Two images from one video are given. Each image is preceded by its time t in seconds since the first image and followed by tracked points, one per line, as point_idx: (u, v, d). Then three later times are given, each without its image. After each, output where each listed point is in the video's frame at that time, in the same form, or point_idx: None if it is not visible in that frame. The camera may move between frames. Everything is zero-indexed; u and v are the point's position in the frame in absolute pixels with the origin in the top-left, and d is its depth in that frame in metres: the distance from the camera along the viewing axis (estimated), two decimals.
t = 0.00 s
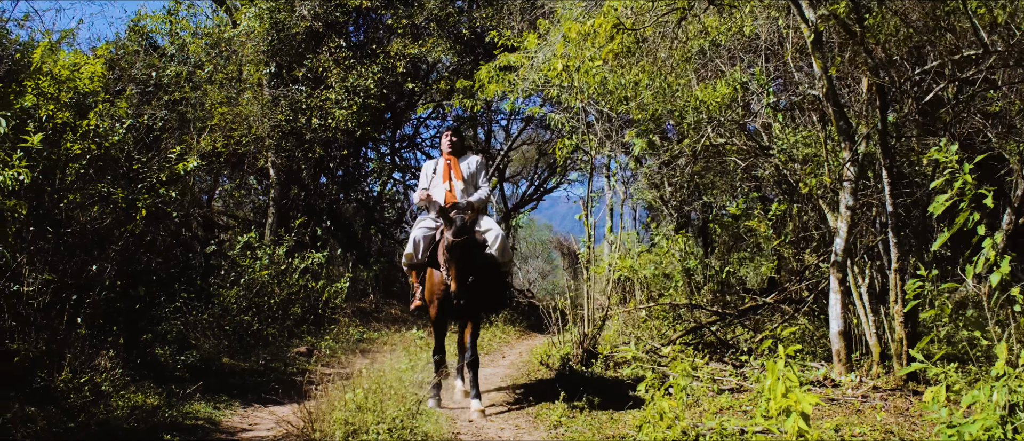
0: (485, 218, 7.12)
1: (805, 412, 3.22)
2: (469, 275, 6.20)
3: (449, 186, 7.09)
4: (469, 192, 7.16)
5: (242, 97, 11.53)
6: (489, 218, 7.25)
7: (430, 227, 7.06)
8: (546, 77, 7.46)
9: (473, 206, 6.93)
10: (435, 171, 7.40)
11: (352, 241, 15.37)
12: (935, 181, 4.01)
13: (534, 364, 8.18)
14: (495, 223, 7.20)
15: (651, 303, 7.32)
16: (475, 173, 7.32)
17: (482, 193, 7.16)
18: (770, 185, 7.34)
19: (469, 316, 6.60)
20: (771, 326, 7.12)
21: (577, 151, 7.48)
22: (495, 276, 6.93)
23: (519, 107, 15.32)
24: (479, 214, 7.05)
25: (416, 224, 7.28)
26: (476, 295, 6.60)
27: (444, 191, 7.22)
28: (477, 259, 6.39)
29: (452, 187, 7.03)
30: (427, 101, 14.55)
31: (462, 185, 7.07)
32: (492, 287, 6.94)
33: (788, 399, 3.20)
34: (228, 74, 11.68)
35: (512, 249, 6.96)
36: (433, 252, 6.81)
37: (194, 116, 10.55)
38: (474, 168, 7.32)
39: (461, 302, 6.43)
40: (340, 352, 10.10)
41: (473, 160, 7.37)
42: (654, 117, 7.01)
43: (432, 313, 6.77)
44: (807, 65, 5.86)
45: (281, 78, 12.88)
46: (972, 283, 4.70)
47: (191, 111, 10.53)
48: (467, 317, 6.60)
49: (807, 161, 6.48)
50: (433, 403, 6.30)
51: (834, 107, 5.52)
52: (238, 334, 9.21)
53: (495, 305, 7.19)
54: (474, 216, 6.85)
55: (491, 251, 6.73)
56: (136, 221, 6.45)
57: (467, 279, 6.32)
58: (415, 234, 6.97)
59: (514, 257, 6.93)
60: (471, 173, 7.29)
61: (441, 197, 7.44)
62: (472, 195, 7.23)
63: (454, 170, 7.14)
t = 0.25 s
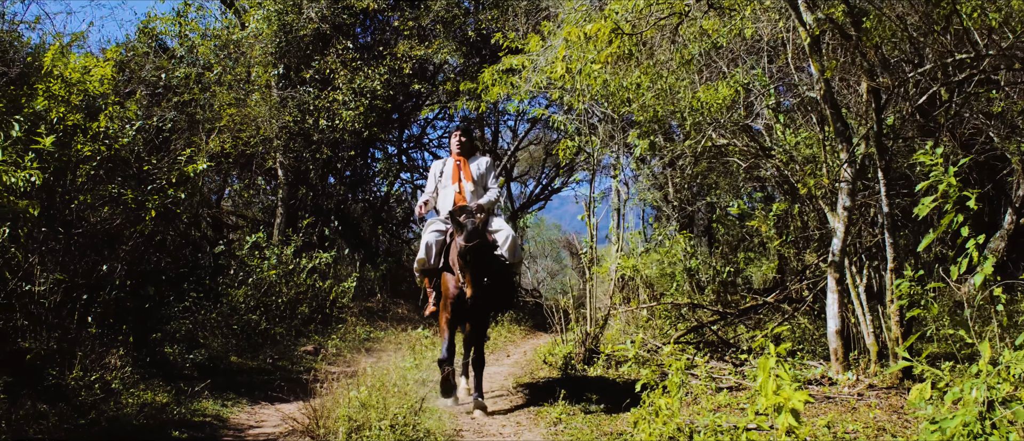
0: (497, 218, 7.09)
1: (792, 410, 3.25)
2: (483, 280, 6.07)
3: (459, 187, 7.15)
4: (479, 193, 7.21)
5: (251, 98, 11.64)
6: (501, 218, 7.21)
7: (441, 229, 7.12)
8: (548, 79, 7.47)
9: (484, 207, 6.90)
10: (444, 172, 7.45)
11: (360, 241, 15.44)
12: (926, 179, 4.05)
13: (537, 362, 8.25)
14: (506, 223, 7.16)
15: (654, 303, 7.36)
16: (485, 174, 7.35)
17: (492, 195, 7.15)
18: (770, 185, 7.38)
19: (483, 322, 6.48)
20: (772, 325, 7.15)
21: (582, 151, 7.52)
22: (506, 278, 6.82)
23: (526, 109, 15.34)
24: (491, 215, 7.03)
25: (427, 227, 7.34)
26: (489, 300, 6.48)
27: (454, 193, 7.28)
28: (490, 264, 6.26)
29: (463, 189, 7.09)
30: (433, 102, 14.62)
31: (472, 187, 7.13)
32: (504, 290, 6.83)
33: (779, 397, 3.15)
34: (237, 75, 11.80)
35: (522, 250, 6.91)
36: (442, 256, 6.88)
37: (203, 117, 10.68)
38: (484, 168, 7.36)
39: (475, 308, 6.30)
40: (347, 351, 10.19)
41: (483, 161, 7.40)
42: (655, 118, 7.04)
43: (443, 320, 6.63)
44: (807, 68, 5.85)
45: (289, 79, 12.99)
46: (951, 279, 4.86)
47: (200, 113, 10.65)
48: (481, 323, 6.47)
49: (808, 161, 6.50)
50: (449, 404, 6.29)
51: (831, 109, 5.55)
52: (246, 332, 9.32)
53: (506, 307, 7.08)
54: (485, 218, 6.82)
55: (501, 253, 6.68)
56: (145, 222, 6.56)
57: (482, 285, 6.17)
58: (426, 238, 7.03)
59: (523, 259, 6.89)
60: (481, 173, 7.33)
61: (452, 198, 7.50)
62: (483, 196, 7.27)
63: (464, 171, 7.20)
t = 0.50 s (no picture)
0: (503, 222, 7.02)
1: (786, 406, 3.34)
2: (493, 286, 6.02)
3: (467, 190, 7.11)
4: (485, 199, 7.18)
5: (260, 102, 11.76)
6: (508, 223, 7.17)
7: (446, 232, 7.18)
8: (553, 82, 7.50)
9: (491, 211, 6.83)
10: (456, 171, 7.39)
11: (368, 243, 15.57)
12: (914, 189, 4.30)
13: (542, 363, 8.32)
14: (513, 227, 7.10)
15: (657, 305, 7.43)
16: (495, 180, 7.29)
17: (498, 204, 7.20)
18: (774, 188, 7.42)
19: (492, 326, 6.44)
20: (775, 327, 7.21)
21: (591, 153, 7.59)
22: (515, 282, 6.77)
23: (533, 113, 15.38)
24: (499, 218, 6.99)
25: (431, 226, 7.37)
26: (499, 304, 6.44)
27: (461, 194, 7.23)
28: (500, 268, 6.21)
29: (470, 193, 7.06)
30: (441, 105, 14.69)
31: (480, 192, 7.09)
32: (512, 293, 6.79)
33: (771, 396, 3.35)
34: (247, 79, 11.94)
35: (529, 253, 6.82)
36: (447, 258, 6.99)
37: (213, 121, 10.82)
38: (495, 175, 7.29)
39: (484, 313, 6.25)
40: (355, 351, 10.30)
41: (495, 166, 7.33)
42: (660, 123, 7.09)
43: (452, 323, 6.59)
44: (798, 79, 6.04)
45: (298, 83, 13.11)
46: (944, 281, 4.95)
47: (210, 116, 10.79)
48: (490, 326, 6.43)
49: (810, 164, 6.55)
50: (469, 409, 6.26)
51: (830, 115, 5.61)
52: (256, 332, 9.46)
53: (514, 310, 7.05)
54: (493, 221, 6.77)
55: (508, 257, 6.56)
56: (157, 225, 6.62)
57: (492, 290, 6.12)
58: (431, 240, 7.09)
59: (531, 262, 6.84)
60: (491, 179, 7.28)
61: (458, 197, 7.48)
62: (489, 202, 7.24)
63: (475, 175, 7.14)
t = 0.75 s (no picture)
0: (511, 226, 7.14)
1: (778, 406, 3.43)
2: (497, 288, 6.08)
3: (476, 188, 7.20)
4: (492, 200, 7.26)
5: (271, 106, 11.90)
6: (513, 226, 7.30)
7: (450, 230, 7.28)
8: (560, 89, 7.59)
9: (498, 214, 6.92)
10: (469, 170, 7.49)
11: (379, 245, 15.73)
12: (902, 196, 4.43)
13: (548, 363, 8.42)
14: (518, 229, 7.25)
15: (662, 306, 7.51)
16: (505, 184, 7.38)
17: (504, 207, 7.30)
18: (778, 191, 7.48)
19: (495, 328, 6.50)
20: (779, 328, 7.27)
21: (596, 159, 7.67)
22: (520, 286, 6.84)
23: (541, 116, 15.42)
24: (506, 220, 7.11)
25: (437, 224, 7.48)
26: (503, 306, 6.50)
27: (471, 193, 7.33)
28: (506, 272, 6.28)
29: (479, 191, 7.14)
30: (451, 109, 14.78)
31: (489, 192, 7.17)
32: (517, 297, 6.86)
33: (767, 395, 3.39)
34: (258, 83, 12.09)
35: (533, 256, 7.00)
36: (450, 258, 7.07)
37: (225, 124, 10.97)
38: (505, 178, 7.39)
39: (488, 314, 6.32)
40: (366, 352, 10.41)
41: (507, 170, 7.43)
42: (664, 127, 7.27)
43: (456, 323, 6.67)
44: (800, 84, 6.24)
45: (309, 86, 13.25)
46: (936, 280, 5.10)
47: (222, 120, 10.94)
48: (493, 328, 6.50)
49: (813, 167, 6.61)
50: (481, 410, 6.30)
51: (830, 119, 5.67)
52: (267, 333, 9.61)
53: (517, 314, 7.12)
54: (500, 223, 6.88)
55: (513, 258, 6.74)
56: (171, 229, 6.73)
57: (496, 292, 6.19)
58: (435, 237, 7.19)
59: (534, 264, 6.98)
60: (501, 181, 7.37)
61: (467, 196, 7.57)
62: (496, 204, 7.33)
63: (486, 175, 7.23)
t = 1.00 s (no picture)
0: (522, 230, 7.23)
1: (778, 403, 3.53)
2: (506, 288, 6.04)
3: (487, 194, 7.29)
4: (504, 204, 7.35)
5: (286, 109, 12.09)
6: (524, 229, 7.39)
7: (461, 233, 7.37)
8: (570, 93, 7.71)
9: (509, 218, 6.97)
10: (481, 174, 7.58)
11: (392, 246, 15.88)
12: (895, 199, 4.57)
13: (558, 363, 8.50)
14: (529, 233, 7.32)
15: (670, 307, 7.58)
16: (516, 188, 7.46)
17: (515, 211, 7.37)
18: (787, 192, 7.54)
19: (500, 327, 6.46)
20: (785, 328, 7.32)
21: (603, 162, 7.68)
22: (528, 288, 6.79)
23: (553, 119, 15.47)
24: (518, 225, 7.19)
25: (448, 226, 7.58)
26: (509, 307, 6.46)
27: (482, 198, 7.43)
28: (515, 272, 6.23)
29: (490, 197, 7.23)
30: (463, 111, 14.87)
31: (500, 197, 7.24)
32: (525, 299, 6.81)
33: (765, 391, 3.52)
34: (272, 87, 12.29)
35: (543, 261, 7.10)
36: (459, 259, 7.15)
37: (240, 127, 11.18)
38: (517, 182, 7.46)
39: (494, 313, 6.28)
40: (379, 351, 10.54)
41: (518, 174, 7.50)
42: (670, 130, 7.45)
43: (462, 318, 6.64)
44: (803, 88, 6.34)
45: (323, 90, 13.43)
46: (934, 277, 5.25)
47: (238, 123, 11.16)
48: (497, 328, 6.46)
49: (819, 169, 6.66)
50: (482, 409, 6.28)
51: (834, 122, 5.73)
52: (281, 332, 9.78)
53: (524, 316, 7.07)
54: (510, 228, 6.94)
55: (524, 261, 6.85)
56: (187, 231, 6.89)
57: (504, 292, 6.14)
58: (445, 239, 7.28)
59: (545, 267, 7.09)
60: (512, 185, 7.44)
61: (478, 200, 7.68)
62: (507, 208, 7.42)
63: (497, 180, 7.30)
